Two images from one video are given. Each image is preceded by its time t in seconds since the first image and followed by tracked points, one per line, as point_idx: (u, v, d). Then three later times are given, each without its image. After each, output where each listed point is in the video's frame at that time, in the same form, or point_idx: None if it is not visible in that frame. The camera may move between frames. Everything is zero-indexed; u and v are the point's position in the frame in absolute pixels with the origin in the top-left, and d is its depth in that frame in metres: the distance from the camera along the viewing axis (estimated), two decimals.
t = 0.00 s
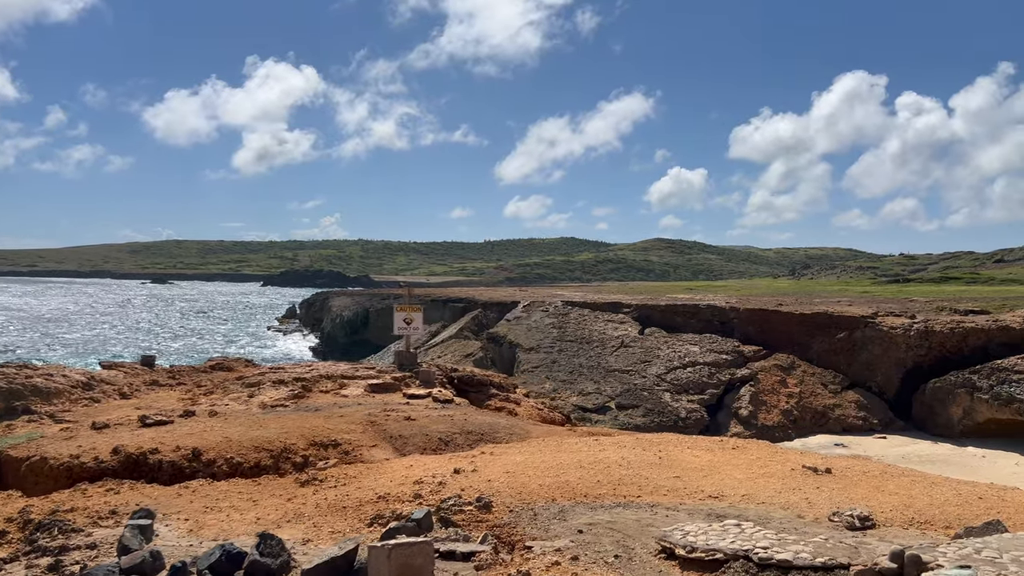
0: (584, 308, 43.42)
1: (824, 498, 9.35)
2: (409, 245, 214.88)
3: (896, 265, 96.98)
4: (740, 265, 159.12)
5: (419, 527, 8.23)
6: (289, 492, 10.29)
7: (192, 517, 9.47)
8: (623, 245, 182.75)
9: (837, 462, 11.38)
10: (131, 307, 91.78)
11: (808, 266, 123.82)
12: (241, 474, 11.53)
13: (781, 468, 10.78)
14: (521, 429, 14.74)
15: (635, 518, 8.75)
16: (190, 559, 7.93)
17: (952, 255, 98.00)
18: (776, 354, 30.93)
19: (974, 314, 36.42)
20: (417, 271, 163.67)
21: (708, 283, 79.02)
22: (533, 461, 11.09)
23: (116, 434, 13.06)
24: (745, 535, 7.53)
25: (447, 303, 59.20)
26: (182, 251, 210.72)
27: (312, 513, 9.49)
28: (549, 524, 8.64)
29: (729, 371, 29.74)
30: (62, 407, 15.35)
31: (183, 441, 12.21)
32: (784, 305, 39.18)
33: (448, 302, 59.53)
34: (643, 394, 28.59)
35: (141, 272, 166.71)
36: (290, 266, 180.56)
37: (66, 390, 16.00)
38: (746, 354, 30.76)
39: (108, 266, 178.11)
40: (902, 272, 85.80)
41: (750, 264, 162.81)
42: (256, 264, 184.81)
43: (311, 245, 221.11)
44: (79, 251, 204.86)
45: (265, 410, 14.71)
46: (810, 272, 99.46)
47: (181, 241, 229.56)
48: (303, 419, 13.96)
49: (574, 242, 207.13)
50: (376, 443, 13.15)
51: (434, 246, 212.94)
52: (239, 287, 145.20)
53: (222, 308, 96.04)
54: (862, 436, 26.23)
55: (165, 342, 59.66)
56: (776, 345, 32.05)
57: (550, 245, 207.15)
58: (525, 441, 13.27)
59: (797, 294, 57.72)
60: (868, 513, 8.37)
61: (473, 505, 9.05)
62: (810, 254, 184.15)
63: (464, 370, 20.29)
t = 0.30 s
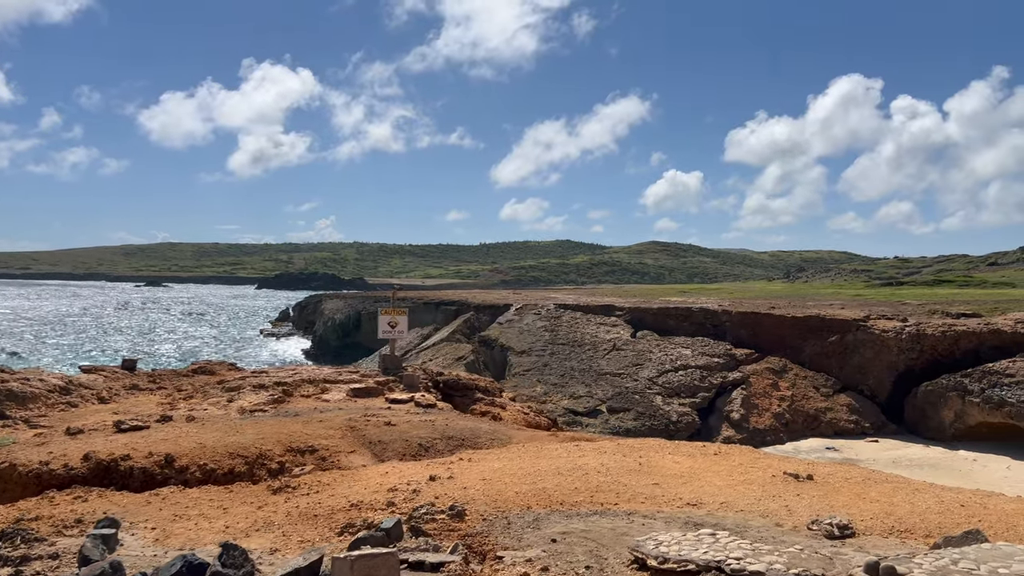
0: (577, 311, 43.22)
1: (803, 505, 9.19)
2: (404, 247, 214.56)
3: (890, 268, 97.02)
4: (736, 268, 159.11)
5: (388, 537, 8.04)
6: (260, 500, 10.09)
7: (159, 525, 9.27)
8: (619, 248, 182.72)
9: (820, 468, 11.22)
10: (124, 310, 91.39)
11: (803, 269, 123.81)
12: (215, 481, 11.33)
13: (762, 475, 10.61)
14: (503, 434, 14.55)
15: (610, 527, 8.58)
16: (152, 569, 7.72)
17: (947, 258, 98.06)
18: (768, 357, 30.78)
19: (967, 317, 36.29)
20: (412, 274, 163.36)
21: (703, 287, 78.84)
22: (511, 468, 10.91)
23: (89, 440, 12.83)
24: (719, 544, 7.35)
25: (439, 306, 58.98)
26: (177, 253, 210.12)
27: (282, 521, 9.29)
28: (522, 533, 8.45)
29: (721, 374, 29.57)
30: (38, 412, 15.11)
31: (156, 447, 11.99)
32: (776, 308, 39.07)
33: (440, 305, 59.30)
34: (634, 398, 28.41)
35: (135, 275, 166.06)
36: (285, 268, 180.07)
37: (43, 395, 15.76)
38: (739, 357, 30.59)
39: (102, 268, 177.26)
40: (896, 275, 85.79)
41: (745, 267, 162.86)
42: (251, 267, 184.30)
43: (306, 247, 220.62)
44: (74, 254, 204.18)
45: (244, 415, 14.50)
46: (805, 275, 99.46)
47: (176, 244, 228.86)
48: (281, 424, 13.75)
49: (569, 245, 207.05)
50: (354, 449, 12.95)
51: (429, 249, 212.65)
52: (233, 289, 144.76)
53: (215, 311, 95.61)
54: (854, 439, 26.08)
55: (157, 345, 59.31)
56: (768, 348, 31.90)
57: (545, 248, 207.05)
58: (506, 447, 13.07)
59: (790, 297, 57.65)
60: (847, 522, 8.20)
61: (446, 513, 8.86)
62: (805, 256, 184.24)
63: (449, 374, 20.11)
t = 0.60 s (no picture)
0: (568, 311, 43.04)
1: (778, 509, 9.08)
2: (399, 245, 214.16)
3: (884, 270, 97.08)
4: (730, 269, 159.26)
5: (353, 540, 7.91)
6: (230, 500, 9.94)
7: (125, 525, 9.12)
8: (614, 249, 182.55)
9: (798, 472, 11.11)
10: (116, 306, 90.88)
11: (797, 271, 123.88)
12: (187, 480, 11.18)
13: (739, 478, 10.50)
14: (483, 434, 14.43)
15: (581, 530, 8.45)
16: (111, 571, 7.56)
17: (941, 261, 98.18)
18: (759, 358, 30.66)
19: (958, 320, 36.23)
20: (407, 272, 163.04)
21: (696, 287, 78.79)
22: (486, 469, 10.77)
23: (62, 438, 12.66)
24: (688, 550, 7.23)
25: (431, 304, 58.76)
26: (171, 249, 209.42)
27: (250, 522, 9.14)
28: (491, 536, 8.32)
29: (711, 375, 29.47)
30: (14, 408, 14.92)
31: (128, 445, 11.82)
32: (768, 309, 38.95)
33: (431, 303, 59.08)
34: (624, 398, 28.29)
35: (129, 270, 165.34)
36: (280, 265, 179.49)
37: (19, 390, 15.56)
38: (729, 358, 30.48)
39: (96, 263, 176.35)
40: (890, 277, 85.88)
41: (739, 267, 162.98)
42: (245, 263, 183.69)
43: (301, 244, 220.03)
44: (67, 249, 203.33)
45: (221, 413, 14.34)
46: (799, 277, 99.53)
47: (171, 240, 227.99)
48: (258, 423, 13.59)
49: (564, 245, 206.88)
50: (331, 449, 12.80)
51: (424, 248, 212.31)
52: (227, 286, 144.11)
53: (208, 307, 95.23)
54: (843, 441, 26.03)
55: (147, 341, 58.99)
56: (759, 349, 31.74)
57: (540, 248, 206.86)
58: (484, 448, 12.93)
59: (782, 298, 57.61)
60: (820, 526, 8.09)
61: (415, 515, 8.72)
62: (800, 258, 184.42)
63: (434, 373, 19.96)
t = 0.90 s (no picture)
0: (558, 301, 42.87)
1: (750, 505, 9.00)
2: (393, 233, 213.54)
3: (877, 263, 97.12)
4: (724, 260, 159.32)
5: (317, 533, 7.80)
6: (198, 490, 9.81)
7: (89, 515, 8.98)
8: (608, 239, 182.26)
9: (775, 467, 11.04)
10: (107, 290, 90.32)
11: (791, 263, 123.84)
12: (157, 469, 11.05)
13: (714, 472, 10.42)
14: (461, 425, 14.33)
15: (549, 525, 8.36)
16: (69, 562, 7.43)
17: (933, 256, 98.33)
18: (748, 350, 30.57)
19: (947, 314, 36.19)
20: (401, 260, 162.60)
21: (689, 278, 78.71)
22: (459, 461, 10.65)
23: (33, 424, 12.51)
24: (654, 546, 7.14)
25: (422, 292, 58.51)
26: (164, 234, 208.32)
27: (217, 513, 9.03)
28: (458, 530, 8.22)
29: (700, 366, 29.41)
30: None
31: (99, 433, 11.67)
32: (757, 302, 38.84)
33: (422, 291, 58.83)
34: (612, 388, 28.23)
35: (121, 254, 164.40)
36: (273, 251, 178.79)
37: None
38: (718, 350, 30.40)
39: (88, 247, 175.29)
40: (883, 271, 85.96)
41: (733, 259, 163.08)
42: (239, 249, 182.92)
43: (295, 230, 219.17)
44: (60, 232, 202.16)
45: (198, 401, 14.20)
46: (792, 269, 99.60)
47: (164, 225, 226.84)
48: (233, 412, 13.46)
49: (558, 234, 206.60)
50: (306, 438, 12.67)
51: (418, 236, 211.74)
52: (220, 271, 143.44)
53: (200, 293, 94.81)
54: (830, 434, 26.05)
55: (137, 326, 58.67)
56: (748, 342, 31.59)
57: (534, 237, 206.54)
58: (460, 440, 12.82)
59: (773, 290, 57.56)
60: (791, 523, 8.00)
61: (383, 508, 8.61)
62: (793, 250, 184.59)
63: (417, 363, 19.82)
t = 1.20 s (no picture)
0: (552, 290, 42.74)
1: (729, 497, 8.93)
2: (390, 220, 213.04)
3: (874, 255, 97.02)
4: (721, 251, 159.15)
5: (288, 523, 7.70)
6: (174, 478, 9.72)
7: (61, 502, 8.88)
8: (606, 228, 182.03)
9: (757, 459, 10.96)
10: (102, 275, 89.93)
11: (787, 254, 123.73)
12: (135, 456, 10.95)
13: (694, 464, 10.34)
14: (445, 413, 14.25)
15: (524, 516, 8.28)
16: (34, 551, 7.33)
17: (930, 248, 98.29)
18: (741, 341, 30.51)
19: (941, 305, 36.11)
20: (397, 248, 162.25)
21: (684, 268, 78.57)
22: (438, 451, 10.57)
23: (10, 410, 12.39)
24: (626, 540, 7.06)
25: (416, 280, 58.30)
26: (161, 219, 207.60)
27: (190, 501, 8.93)
28: (432, 520, 8.13)
29: (693, 356, 29.34)
30: None
31: (76, 419, 11.55)
32: (751, 292, 38.74)
33: (416, 279, 58.64)
34: (604, 378, 28.16)
35: (117, 239, 163.72)
36: (269, 237, 178.24)
37: None
38: (711, 340, 30.33)
39: (84, 232, 174.62)
40: (880, 262, 85.96)
41: (730, 249, 162.96)
42: (235, 235, 182.32)
43: (291, 216, 218.50)
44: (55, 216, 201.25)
45: (179, 387, 14.09)
46: (788, 259, 99.51)
47: (160, 211, 225.99)
48: (214, 399, 13.34)
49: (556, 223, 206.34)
50: (287, 426, 12.57)
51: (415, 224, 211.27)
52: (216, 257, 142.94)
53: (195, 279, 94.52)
54: (821, 425, 26.03)
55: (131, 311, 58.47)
56: (741, 332, 31.52)
57: (531, 225, 206.17)
58: (442, 429, 12.73)
59: (768, 281, 57.43)
60: (768, 517, 7.92)
61: (357, 498, 8.51)
62: (791, 241, 184.53)
63: (405, 351, 19.69)
